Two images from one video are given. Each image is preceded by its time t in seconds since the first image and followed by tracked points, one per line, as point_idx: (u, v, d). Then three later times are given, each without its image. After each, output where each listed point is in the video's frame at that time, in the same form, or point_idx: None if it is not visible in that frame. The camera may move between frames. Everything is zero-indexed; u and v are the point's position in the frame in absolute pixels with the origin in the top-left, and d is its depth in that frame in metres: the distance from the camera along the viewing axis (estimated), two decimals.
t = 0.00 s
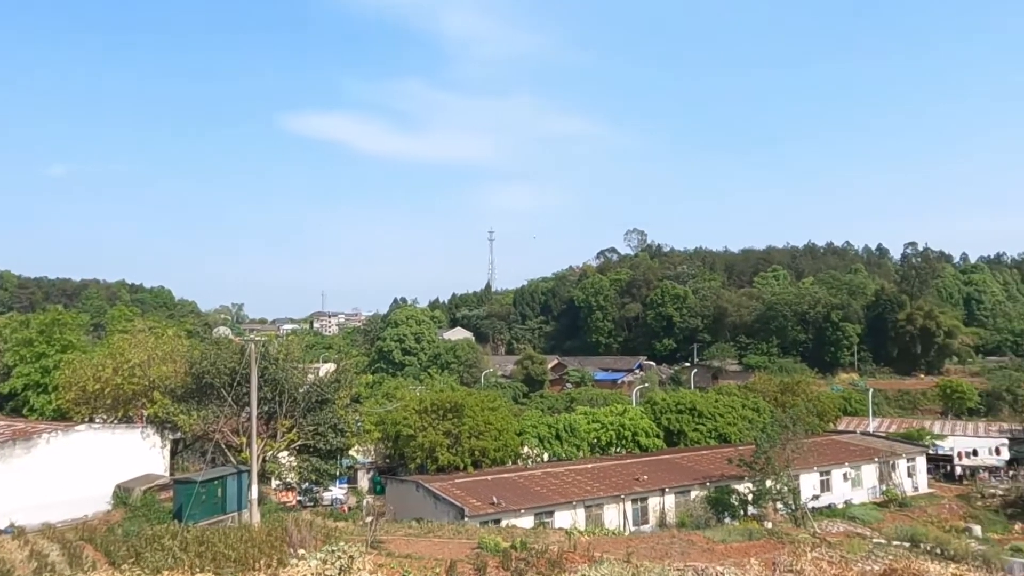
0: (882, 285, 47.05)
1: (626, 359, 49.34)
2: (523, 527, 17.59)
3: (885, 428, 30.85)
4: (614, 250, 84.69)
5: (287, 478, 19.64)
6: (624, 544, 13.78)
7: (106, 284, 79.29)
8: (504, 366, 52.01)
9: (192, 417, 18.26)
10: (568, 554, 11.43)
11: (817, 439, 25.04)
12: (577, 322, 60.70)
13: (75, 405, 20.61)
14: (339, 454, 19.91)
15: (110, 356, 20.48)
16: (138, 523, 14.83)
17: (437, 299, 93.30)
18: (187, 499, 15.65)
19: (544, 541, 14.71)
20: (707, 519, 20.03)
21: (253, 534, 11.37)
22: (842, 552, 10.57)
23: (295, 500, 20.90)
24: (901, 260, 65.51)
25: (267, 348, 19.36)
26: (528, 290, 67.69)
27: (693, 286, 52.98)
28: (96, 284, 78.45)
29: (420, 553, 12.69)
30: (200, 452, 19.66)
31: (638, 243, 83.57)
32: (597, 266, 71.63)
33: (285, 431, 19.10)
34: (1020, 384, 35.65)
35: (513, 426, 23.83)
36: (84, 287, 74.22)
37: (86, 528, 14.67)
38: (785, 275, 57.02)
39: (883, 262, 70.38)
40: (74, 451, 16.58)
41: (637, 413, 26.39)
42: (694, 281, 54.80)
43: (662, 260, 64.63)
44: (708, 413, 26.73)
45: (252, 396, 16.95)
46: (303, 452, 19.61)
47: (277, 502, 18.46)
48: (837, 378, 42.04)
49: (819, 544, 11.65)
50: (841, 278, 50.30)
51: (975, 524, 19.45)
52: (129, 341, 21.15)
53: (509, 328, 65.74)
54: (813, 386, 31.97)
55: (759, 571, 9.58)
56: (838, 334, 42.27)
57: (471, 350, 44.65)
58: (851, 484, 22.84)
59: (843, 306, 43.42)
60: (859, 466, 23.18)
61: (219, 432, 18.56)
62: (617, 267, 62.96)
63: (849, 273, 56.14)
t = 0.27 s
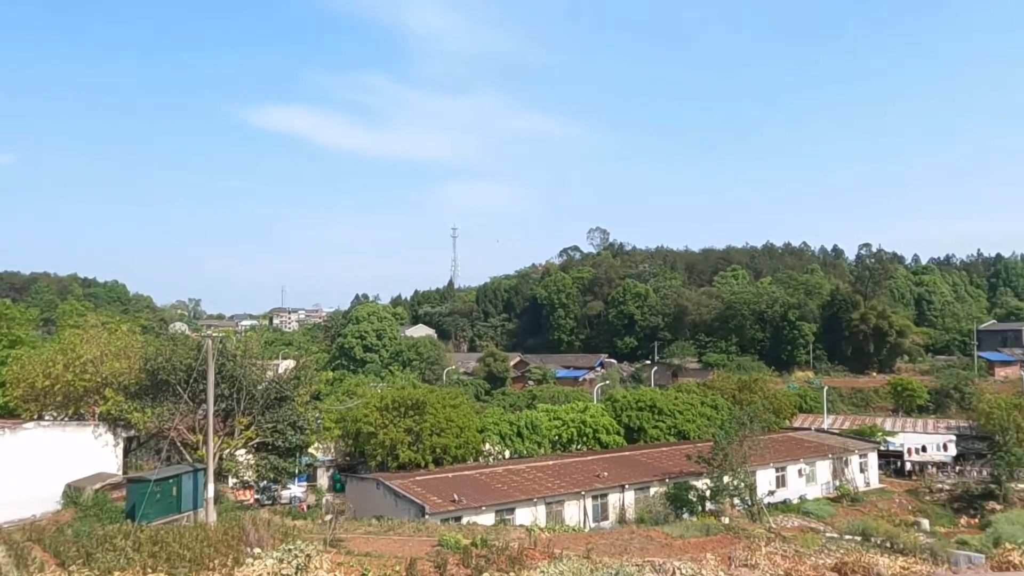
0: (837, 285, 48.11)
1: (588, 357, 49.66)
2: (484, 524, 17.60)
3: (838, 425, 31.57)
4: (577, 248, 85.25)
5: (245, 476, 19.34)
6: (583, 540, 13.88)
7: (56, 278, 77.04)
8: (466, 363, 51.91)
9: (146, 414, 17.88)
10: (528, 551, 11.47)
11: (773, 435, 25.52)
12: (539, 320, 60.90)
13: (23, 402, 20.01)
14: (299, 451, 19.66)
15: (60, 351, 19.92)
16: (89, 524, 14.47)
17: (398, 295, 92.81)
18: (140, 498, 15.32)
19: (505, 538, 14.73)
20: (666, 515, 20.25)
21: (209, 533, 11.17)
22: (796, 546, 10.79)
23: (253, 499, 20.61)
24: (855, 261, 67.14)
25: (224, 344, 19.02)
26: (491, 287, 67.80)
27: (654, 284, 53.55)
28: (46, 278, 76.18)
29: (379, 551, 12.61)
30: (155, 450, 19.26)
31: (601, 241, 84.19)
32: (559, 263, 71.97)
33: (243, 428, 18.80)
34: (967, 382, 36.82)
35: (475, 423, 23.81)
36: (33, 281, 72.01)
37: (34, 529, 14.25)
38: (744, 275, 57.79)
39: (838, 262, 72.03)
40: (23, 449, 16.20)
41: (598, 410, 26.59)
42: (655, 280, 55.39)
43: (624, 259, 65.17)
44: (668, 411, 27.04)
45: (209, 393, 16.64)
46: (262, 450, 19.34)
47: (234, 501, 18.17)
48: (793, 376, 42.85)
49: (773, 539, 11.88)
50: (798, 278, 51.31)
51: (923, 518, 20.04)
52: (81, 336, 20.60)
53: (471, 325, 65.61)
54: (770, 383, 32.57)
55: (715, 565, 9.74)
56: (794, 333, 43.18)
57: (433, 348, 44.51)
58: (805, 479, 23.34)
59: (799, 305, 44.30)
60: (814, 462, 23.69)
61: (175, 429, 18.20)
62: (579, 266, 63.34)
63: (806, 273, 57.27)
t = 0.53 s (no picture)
0: (797, 287, 48.99)
1: (553, 357, 49.82)
2: (449, 525, 17.54)
3: (798, 424, 32.13)
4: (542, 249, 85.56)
5: (205, 480, 19.00)
6: (548, 540, 13.92)
7: (7, 277, 74.81)
8: (431, 364, 51.70)
9: (102, 417, 17.47)
10: (492, 552, 11.46)
11: (735, 435, 25.87)
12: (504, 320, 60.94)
13: None
14: (260, 454, 19.38)
15: (12, 353, 19.37)
16: (41, 530, 14.08)
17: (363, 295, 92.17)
18: (96, 503, 14.95)
19: (469, 539, 14.70)
20: (629, 514, 20.39)
21: (167, 538, 10.95)
22: (756, 544, 10.96)
23: (213, 501, 20.29)
24: (815, 263, 68.48)
25: (184, 345, 18.64)
26: (456, 288, 67.75)
27: (619, 285, 53.96)
28: None
29: (342, 554, 12.49)
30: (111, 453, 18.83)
31: (566, 242, 84.56)
32: (525, 264, 72.13)
33: (203, 431, 18.48)
34: (921, 382, 37.79)
35: (440, 424, 23.73)
36: None
37: None
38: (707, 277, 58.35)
39: (798, 264, 73.39)
40: None
41: (563, 411, 26.69)
42: (620, 281, 55.82)
43: (589, 260, 65.52)
44: (631, 411, 27.25)
45: (168, 395, 16.31)
46: (222, 452, 19.03)
47: (193, 505, 17.83)
48: (754, 376, 43.49)
49: (735, 537, 12.05)
50: (759, 280, 52.13)
51: (879, 515, 20.51)
52: (34, 337, 20.06)
53: (436, 326, 65.28)
54: (731, 383, 33.03)
55: (676, 564, 9.84)
56: (756, 334, 43.85)
57: (398, 348, 44.29)
58: (766, 478, 23.71)
59: (761, 307, 44.93)
60: (774, 461, 24.08)
61: (132, 432, 17.82)
62: (544, 266, 63.55)
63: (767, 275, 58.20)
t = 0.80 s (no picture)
0: (761, 289, 49.73)
1: (520, 358, 49.87)
2: (415, 528, 17.45)
3: (761, 424, 32.59)
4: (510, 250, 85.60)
5: (165, 484, 18.65)
6: (514, 542, 13.92)
7: None
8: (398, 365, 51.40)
9: (59, 421, 17.07)
10: (459, 554, 11.42)
11: (699, 435, 26.14)
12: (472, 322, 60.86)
13: None
14: (223, 457, 19.10)
15: None
16: None
17: (328, 296, 91.19)
18: (52, 509, 14.56)
19: (436, 541, 14.64)
20: (595, 514, 20.47)
21: (126, 544, 10.71)
22: (720, 543, 11.07)
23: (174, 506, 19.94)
24: (777, 265, 69.56)
25: (144, 347, 18.24)
26: (423, 289, 67.58)
27: (585, 287, 54.25)
28: None
29: (306, 558, 12.36)
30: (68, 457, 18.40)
31: (533, 244, 84.73)
32: (492, 265, 72.14)
33: (163, 434, 18.13)
34: (880, 382, 38.61)
35: (406, 426, 23.60)
36: None
37: None
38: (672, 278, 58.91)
39: (762, 266, 74.53)
40: None
41: (529, 412, 26.73)
42: (586, 282, 56.11)
43: (556, 261, 65.74)
44: (598, 411, 27.38)
45: (127, 398, 15.94)
46: (183, 456, 18.70)
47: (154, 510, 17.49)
48: (718, 377, 44.01)
49: (699, 536, 12.17)
50: (724, 281, 52.81)
51: (839, 512, 20.89)
52: None
53: (403, 328, 64.79)
54: (696, 384, 33.39)
55: (641, 563, 9.91)
56: (720, 335, 44.40)
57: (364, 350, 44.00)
58: (730, 477, 24.01)
59: (725, 308, 45.50)
60: (738, 460, 24.39)
61: (90, 437, 17.42)
62: (511, 268, 63.63)
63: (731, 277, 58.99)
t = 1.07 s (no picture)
0: (725, 288, 50.36)
1: (487, 357, 49.84)
2: (381, 527, 17.34)
3: (726, 421, 33.00)
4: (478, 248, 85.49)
5: (125, 485, 18.36)
6: (480, 540, 13.91)
7: None
8: (364, 364, 51.03)
9: (13, 421, 16.64)
10: (425, 553, 11.39)
11: (665, 432, 26.39)
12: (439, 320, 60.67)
13: None
14: (185, 458, 18.81)
15: None
16: None
17: (294, 294, 90.13)
18: (5, 512, 14.17)
19: (402, 540, 14.57)
20: (562, 513, 20.54)
21: (84, 547, 10.46)
22: (684, 539, 11.18)
23: (134, 508, 19.58)
24: (742, 265, 70.44)
25: (104, 345, 17.83)
26: (390, 288, 67.25)
27: (553, 285, 54.46)
28: None
29: (270, 559, 12.22)
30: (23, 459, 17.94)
31: (502, 242, 84.69)
32: (460, 264, 72.02)
33: (123, 435, 17.79)
34: (841, 379, 39.35)
35: (372, 425, 23.45)
36: None
37: None
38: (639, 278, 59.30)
39: (727, 266, 75.49)
40: None
41: (496, 411, 26.74)
42: (554, 281, 56.28)
43: (524, 260, 65.83)
44: (565, 410, 27.47)
45: (85, 398, 15.57)
46: (143, 457, 18.37)
47: (112, 512, 17.14)
48: (684, 375, 44.46)
49: (663, 533, 12.31)
50: (690, 281, 53.40)
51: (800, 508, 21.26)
52: None
53: (370, 326, 63.99)
54: (662, 382, 33.71)
55: (605, 560, 9.97)
56: (685, 333, 44.87)
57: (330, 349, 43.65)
58: (695, 474, 24.28)
59: (690, 307, 45.98)
60: (702, 457, 24.69)
61: (46, 437, 17.03)
62: (479, 266, 63.58)
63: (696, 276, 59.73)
